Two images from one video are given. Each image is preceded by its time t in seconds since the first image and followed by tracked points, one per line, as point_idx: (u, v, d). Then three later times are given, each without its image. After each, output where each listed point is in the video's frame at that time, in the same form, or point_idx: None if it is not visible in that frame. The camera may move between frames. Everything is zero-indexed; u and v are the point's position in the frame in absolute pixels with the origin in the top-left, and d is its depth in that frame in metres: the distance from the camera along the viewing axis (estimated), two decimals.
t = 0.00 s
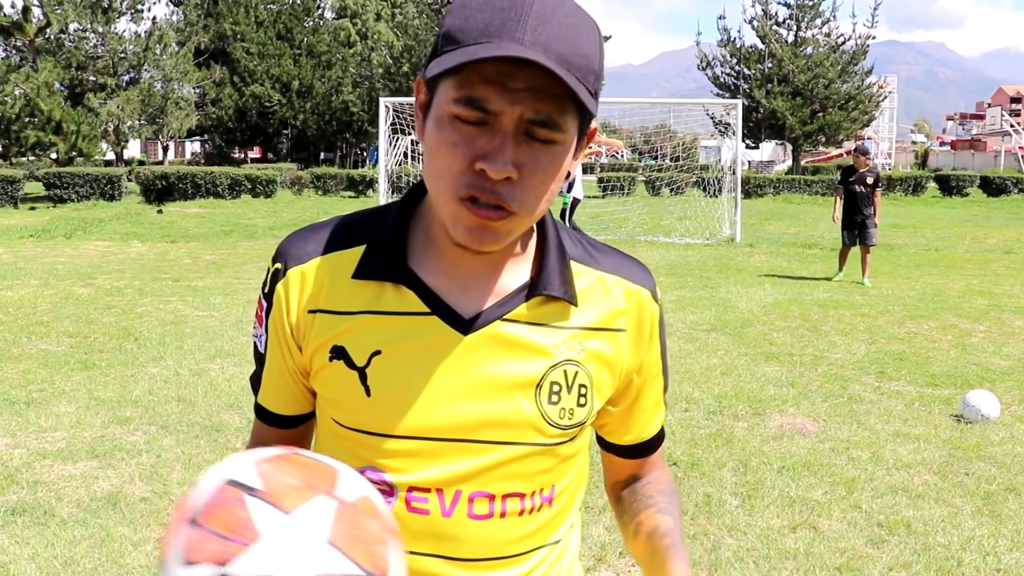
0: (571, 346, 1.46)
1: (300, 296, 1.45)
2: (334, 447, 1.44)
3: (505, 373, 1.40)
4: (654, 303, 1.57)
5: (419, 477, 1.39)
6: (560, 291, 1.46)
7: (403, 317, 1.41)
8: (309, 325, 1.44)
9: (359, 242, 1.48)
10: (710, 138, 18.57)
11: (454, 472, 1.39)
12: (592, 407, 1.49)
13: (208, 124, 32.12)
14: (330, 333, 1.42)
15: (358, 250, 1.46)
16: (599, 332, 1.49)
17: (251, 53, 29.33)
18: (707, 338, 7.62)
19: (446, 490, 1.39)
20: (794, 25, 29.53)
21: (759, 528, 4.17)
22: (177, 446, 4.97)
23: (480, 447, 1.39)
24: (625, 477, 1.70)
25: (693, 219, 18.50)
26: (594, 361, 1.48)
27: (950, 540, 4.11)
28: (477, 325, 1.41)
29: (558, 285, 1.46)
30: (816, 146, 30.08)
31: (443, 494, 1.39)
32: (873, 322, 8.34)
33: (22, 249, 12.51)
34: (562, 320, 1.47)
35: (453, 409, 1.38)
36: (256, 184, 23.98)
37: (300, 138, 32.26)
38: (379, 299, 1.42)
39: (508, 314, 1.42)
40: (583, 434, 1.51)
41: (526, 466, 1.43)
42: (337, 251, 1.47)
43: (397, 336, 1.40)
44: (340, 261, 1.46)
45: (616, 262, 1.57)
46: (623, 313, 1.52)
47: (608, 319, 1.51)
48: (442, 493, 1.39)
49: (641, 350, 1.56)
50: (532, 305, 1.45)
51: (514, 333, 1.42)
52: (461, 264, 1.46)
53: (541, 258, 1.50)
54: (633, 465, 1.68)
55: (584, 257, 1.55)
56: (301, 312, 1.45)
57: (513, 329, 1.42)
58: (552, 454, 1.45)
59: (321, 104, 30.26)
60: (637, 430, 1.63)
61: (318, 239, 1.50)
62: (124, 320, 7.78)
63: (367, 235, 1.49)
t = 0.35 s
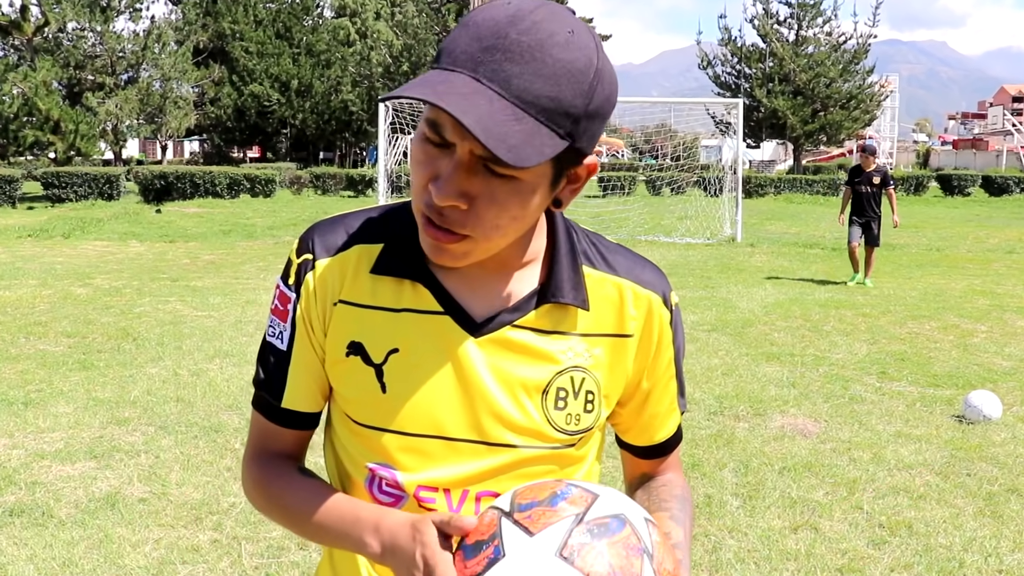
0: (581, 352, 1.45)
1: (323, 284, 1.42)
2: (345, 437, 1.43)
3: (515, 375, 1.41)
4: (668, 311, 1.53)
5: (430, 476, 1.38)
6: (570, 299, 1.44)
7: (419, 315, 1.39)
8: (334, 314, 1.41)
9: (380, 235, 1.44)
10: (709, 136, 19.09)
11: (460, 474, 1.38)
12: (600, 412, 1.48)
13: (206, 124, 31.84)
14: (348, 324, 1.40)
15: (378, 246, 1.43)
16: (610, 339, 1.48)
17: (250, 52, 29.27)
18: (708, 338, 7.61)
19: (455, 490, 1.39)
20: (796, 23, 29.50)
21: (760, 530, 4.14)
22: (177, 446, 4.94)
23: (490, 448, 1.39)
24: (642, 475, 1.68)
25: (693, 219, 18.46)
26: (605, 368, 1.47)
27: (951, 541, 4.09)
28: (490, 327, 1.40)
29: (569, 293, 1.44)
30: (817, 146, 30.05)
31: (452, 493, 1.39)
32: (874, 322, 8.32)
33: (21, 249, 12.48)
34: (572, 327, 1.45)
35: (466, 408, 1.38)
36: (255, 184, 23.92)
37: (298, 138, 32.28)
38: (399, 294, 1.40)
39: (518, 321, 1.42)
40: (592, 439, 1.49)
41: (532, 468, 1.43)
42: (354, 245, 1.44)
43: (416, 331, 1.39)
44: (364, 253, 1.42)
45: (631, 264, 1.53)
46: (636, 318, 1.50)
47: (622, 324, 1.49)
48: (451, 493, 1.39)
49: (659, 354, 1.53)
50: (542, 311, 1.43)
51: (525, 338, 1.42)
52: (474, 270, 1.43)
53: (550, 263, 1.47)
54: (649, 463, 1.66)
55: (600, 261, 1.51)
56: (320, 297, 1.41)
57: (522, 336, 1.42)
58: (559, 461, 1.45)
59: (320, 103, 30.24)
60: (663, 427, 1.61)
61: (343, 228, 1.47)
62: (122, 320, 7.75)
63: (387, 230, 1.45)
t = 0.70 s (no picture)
0: (538, 338, 1.44)
1: (271, 288, 1.42)
2: (302, 434, 1.41)
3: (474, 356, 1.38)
4: (622, 294, 1.54)
5: (391, 463, 1.36)
6: (527, 284, 1.43)
7: (369, 309, 1.38)
8: (280, 317, 1.41)
9: (331, 233, 1.45)
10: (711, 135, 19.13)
11: (424, 460, 1.36)
12: (559, 397, 1.45)
13: (204, 123, 31.88)
14: (299, 321, 1.39)
15: (329, 242, 1.44)
16: (567, 323, 1.46)
17: (247, 50, 29.19)
18: (710, 338, 7.56)
19: (419, 478, 1.36)
20: (798, 21, 29.45)
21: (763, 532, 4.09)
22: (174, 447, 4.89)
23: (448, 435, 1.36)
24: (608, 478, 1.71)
25: (694, 219, 18.37)
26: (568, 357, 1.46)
27: (955, 543, 4.04)
28: (446, 315, 1.38)
29: (525, 279, 1.44)
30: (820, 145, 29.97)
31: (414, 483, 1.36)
32: (877, 322, 8.27)
33: (17, 249, 12.41)
34: (529, 310, 1.44)
35: (424, 393, 1.35)
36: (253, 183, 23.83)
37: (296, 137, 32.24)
38: (349, 290, 1.39)
39: (477, 306, 1.40)
40: (554, 425, 1.47)
41: (493, 453, 1.39)
42: (302, 244, 1.44)
43: (364, 323, 1.37)
44: (313, 252, 1.43)
45: (583, 256, 1.54)
46: (595, 305, 1.49)
47: (580, 309, 1.47)
48: (413, 482, 1.36)
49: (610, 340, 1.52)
50: (499, 297, 1.42)
51: (486, 324, 1.40)
52: (431, 259, 1.44)
53: (507, 253, 1.48)
54: (611, 458, 1.68)
55: (555, 252, 1.53)
56: (269, 302, 1.42)
57: (481, 319, 1.39)
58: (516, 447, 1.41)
59: (319, 102, 30.16)
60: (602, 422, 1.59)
61: (291, 232, 1.47)
62: (119, 321, 7.70)
63: (336, 229, 1.46)
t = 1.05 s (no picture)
0: (523, 341, 1.41)
1: (261, 284, 1.43)
2: (285, 436, 1.39)
3: (450, 354, 1.37)
4: (606, 303, 1.50)
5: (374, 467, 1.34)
6: (511, 281, 1.42)
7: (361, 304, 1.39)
8: (269, 314, 1.41)
9: (321, 231, 1.47)
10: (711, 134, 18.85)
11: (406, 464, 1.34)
12: (544, 400, 1.41)
13: (203, 122, 31.74)
14: (289, 316, 1.39)
15: (320, 238, 1.45)
16: (550, 326, 1.44)
17: (246, 49, 29.28)
18: (711, 338, 7.54)
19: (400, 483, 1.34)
20: (799, 20, 29.43)
21: (763, 533, 4.07)
22: (173, 448, 4.87)
23: (427, 438, 1.35)
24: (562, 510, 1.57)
25: (695, 219, 18.34)
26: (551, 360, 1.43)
27: (957, 544, 4.02)
28: (430, 316, 1.38)
29: (509, 277, 1.43)
30: (822, 144, 29.96)
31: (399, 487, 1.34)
32: (879, 322, 8.25)
33: (14, 249, 12.38)
34: (513, 310, 1.42)
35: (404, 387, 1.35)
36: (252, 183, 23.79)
37: (295, 136, 32.26)
38: (340, 285, 1.41)
39: (462, 306, 1.40)
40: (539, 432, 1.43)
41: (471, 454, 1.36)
42: (296, 243, 1.45)
43: (352, 319, 1.38)
44: (302, 249, 1.44)
45: (569, 258, 1.52)
46: (580, 307, 1.47)
47: (562, 313, 1.45)
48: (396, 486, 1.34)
49: (593, 345, 1.48)
50: (484, 295, 1.42)
51: (470, 323, 1.39)
52: (419, 255, 1.45)
53: (494, 251, 1.47)
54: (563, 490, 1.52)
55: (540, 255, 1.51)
56: (260, 301, 1.42)
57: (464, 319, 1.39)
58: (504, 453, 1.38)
59: (319, 101, 30.13)
60: (577, 435, 1.48)
61: (282, 230, 1.48)
62: (117, 321, 7.68)
63: (326, 226, 1.48)
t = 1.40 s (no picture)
0: (485, 343, 1.42)
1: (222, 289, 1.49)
2: (250, 440, 1.45)
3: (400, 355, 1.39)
4: (567, 295, 1.47)
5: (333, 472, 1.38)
6: (468, 285, 1.43)
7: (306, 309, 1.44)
8: (226, 316, 1.47)
9: (278, 235, 1.52)
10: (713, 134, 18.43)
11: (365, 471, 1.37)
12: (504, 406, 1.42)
13: (202, 121, 31.67)
14: (245, 321, 1.45)
15: (276, 243, 1.50)
16: (507, 328, 1.44)
17: (245, 48, 29.14)
18: (712, 339, 7.51)
19: (357, 490, 1.37)
20: (801, 19, 29.39)
21: (764, 534, 4.04)
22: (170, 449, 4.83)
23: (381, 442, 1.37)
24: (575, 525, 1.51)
25: (697, 219, 18.30)
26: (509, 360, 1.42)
27: (959, 545, 3.99)
28: (384, 322, 1.42)
29: (466, 280, 1.44)
30: (823, 143, 29.94)
31: (352, 494, 1.37)
32: (880, 322, 8.23)
33: (11, 250, 12.33)
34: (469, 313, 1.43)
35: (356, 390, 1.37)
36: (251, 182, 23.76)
37: (294, 135, 32.25)
38: (294, 291, 1.45)
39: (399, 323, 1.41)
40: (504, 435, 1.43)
41: (432, 459, 1.37)
42: (253, 247, 1.51)
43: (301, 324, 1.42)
44: (256, 253, 1.50)
45: (534, 255, 1.52)
46: (542, 302, 1.46)
47: (516, 314, 1.45)
48: (354, 492, 1.37)
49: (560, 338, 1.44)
50: (439, 300, 1.43)
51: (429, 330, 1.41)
52: (377, 259, 1.47)
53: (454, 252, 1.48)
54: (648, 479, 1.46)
55: (502, 257, 1.51)
56: (219, 305, 1.49)
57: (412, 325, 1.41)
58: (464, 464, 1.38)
59: (318, 100, 30.09)
60: (578, 435, 1.42)
61: (243, 232, 1.55)
62: (115, 321, 7.64)
63: (284, 231, 1.52)
